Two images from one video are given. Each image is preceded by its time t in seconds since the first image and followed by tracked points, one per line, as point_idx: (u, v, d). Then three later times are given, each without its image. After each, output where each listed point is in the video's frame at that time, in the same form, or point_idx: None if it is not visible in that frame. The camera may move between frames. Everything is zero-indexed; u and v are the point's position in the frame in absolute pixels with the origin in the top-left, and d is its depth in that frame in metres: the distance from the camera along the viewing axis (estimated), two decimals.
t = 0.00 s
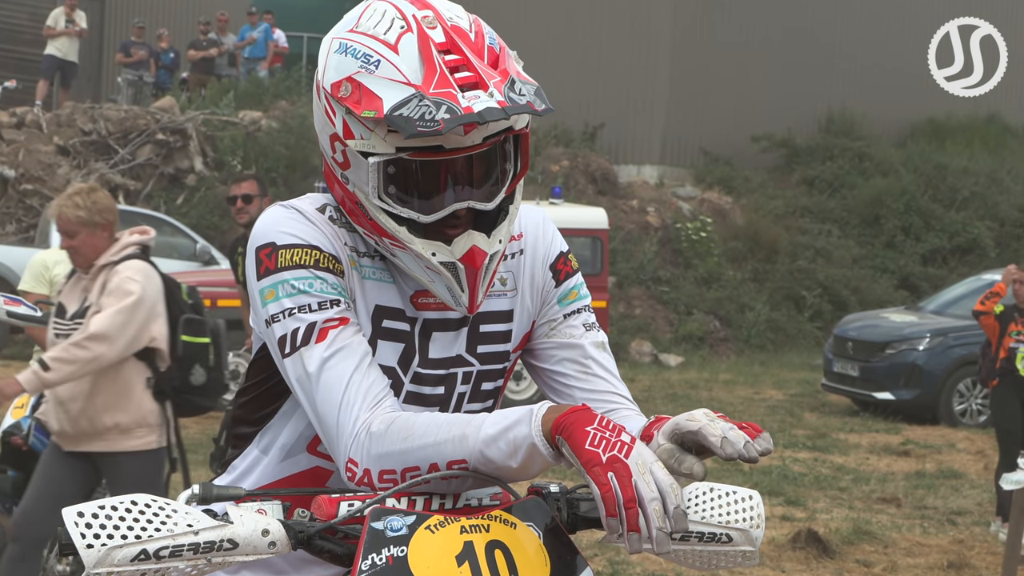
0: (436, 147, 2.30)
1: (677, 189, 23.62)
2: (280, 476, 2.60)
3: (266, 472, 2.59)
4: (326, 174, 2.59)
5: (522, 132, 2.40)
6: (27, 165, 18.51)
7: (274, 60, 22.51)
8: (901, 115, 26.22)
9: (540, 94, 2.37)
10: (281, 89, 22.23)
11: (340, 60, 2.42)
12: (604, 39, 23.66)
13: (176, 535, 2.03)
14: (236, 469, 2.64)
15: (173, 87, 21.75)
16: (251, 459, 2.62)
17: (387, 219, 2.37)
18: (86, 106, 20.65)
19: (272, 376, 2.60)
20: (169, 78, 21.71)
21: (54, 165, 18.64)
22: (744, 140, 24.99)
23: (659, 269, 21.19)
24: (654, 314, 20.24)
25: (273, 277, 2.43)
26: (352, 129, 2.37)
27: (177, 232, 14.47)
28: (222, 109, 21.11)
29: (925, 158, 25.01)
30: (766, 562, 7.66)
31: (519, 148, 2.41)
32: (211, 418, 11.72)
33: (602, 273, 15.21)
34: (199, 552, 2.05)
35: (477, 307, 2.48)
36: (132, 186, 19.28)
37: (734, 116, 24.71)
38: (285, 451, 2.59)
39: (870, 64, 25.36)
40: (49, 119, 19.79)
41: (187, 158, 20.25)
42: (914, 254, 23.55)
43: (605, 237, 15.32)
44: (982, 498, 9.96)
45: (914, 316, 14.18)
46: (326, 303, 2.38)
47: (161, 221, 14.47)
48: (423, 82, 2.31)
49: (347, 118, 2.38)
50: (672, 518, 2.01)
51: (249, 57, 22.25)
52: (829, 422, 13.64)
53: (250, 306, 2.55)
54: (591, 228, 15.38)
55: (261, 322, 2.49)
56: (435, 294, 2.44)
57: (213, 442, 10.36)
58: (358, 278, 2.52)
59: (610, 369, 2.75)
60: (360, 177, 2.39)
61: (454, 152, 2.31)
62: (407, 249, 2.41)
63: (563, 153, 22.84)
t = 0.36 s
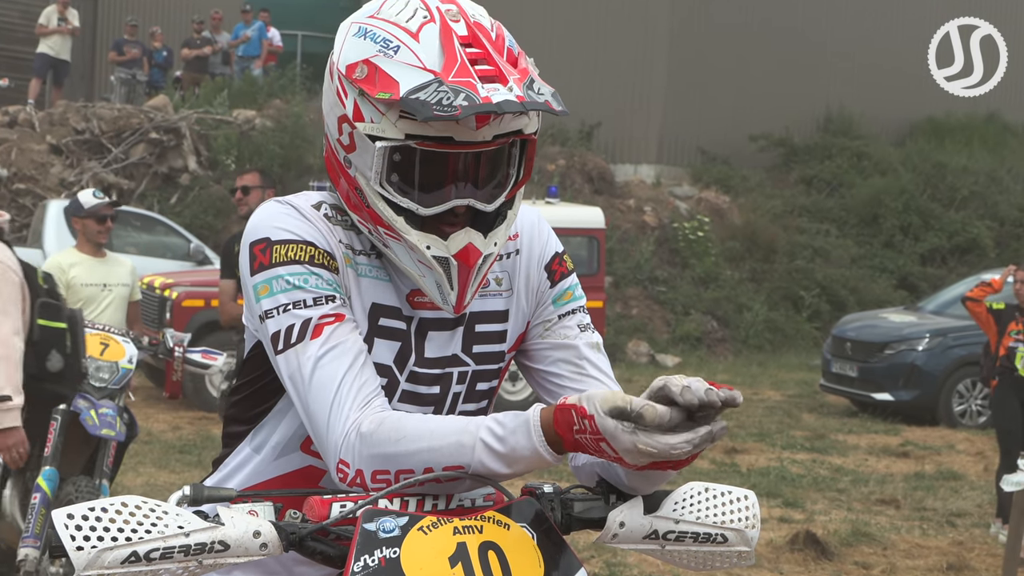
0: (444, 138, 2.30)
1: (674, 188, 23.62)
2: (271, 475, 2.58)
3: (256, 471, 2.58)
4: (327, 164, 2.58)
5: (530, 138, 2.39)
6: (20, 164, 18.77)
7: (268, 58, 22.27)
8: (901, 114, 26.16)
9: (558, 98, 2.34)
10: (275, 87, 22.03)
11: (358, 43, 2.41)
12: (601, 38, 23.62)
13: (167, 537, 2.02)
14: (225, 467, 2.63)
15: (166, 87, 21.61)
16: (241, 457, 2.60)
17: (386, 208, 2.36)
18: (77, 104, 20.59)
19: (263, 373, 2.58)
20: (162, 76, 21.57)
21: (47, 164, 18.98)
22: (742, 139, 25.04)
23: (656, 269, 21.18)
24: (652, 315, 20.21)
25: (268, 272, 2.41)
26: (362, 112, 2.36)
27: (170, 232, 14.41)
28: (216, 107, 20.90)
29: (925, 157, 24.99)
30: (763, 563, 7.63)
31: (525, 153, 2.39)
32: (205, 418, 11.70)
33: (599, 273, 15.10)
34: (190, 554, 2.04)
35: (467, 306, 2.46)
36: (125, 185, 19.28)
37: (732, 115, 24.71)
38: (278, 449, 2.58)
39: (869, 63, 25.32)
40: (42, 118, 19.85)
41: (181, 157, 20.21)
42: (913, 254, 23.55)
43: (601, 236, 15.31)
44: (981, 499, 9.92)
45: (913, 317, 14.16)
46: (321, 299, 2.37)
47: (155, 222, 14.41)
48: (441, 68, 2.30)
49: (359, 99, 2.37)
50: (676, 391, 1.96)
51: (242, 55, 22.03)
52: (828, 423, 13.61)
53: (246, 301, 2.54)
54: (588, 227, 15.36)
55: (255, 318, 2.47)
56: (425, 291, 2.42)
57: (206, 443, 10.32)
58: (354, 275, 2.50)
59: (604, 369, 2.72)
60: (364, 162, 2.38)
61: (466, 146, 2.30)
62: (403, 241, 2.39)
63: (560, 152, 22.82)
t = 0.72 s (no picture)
0: (425, 149, 2.26)
1: (673, 187, 23.64)
2: (270, 477, 2.57)
3: (254, 473, 2.56)
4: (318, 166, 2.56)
5: (513, 135, 2.35)
6: (16, 164, 18.58)
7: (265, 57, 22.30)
8: (902, 112, 26.13)
9: (530, 98, 2.33)
10: (273, 86, 21.98)
11: (331, 56, 2.39)
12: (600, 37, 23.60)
13: (163, 538, 2.00)
14: (225, 469, 2.61)
15: (163, 86, 21.58)
16: (240, 459, 2.59)
17: (375, 220, 2.34)
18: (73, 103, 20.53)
19: (262, 373, 2.56)
20: (159, 76, 21.53)
21: (43, 164, 18.72)
22: (742, 137, 25.03)
23: (656, 268, 21.16)
24: (651, 314, 20.19)
25: (264, 273, 2.39)
26: (341, 128, 2.34)
27: (167, 232, 14.39)
28: (211, 106, 20.94)
29: (926, 155, 24.96)
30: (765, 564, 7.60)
31: (511, 150, 2.36)
32: (202, 420, 11.67)
33: (599, 272, 15.08)
34: (187, 555, 2.02)
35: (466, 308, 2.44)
36: (121, 185, 19.21)
37: (732, 114, 24.72)
38: (276, 451, 2.56)
39: (868, 61, 25.31)
40: (37, 118, 19.72)
41: (178, 156, 20.12)
42: (915, 253, 23.50)
43: (601, 235, 15.28)
44: (985, 500, 9.90)
45: (915, 316, 14.14)
46: (318, 299, 2.35)
47: (151, 222, 14.38)
48: (412, 83, 2.28)
49: (336, 116, 2.35)
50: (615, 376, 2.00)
51: (240, 54, 22.07)
52: (829, 423, 13.59)
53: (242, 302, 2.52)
54: (588, 227, 15.33)
55: (252, 319, 2.46)
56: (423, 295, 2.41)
57: (203, 445, 10.28)
58: (351, 274, 2.49)
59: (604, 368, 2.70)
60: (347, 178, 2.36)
61: (444, 156, 2.26)
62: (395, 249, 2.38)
63: (559, 151, 22.78)
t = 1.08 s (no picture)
0: (403, 146, 2.26)
1: (674, 187, 23.64)
2: (269, 479, 2.55)
3: (254, 476, 2.54)
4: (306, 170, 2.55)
5: (498, 127, 2.35)
6: (11, 163, 18.68)
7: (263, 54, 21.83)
8: (905, 112, 26.12)
9: (505, 88, 2.32)
10: (270, 84, 21.85)
11: (305, 60, 2.38)
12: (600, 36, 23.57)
13: (162, 540, 1.98)
14: (224, 473, 2.58)
15: (159, 84, 21.48)
16: (240, 463, 2.56)
17: (363, 221, 2.32)
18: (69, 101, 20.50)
19: (261, 376, 2.54)
20: (156, 73, 21.41)
21: (38, 162, 18.80)
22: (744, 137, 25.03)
23: (656, 269, 21.15)
24: (652, 315, 20.17)
25: (259, 278, 2.37)
26: (321, 131, 2.33)
27: (163, 232, 14.37)
28: (210, 105, 20.95)
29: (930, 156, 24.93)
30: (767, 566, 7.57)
31: (496, 143, 2.37)
32: (198, 421, 11.66)
33: (599, 272, 15.08)
34: (186, 558, 2.00)
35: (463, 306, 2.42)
36: (118, 184, 19.16)
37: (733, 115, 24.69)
38: (274, 454, 2.54)
39: (871, 61, 25.28)
40: (32, 116, 19.61)
41: (174, 156, 20.14)
42: (919, 253, 23.44)
43: (601, 235, 15.25)
44: (988, 503, 9.86)
45: (919, 317, 14.10)
46: (313, 303, 2.33)
47: (147, 221, 14.36)
48: (384, 82, 2.27)
49: (315, 119, 2.34)
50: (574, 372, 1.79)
51: (236, 51, 21.65)
52: (831, 425, 13.57)
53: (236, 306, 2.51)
54: (588, 227, 15.32)
55: (247, 324, 2.44)
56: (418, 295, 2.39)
57: (199, 446, 10.26)
58: (346, 277, 2.47)
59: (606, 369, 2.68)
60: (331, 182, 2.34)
61: (422, 152, 2.26)
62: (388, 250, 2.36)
63: (558, 150, 22.73)
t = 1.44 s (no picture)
0: (426, 128, 2.25)
1: (678, 188, 23.66)
2: (268, 484, 2.53)
3: (253, 480, 2.52)
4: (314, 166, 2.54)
5: (513, 117, 2.34)
6: (7, 164, 18.65)
7: (262, 53, 22.13)
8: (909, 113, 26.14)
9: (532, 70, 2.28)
10: (269, 84, 22.00)
11: (325, 44, 2.36)
12: (601, 37, 23.58)
13: (159, 545, 1.96)
14: (222, 478, 2.56)
15: (158, 84, 21.47)
16: (238, 468, 2.54)
17: (375, 206, 2.31)
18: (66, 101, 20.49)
19: (259, 381, 2.52)
20: (153, 73, 21.45)
21: (36, 163, 18.79)
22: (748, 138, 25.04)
23: (659, 270, 21.14)
24: (654, 317, 20.15)
25: (258, 282, 2.36)
26: (340, 113, 2.31)
27: (161, 234, 14.33)
28: (207, 105, 20.83)
29: (935, 156, 24.91)
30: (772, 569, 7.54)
31: (511, 135, 2.36)
32: (197, 424, 11.64)
33: (601, 275, 15.11)
34: (183, 564, 1.98)
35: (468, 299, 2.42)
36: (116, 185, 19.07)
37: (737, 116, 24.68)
38: (273, 458, 2.52)
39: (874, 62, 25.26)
40: (29, 116, 19.50)
41: (172, 156, 19.97)
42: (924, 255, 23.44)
43: (603, 237, 15.22)
44: (995, 507, 9.82)
45: (924, 320, 14.07)
46: (312, 307, 2.31)
47: (145, 223, 14.30)
48: (414, 59, 2.24)
49: (334, 100, 2.32)
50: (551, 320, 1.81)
51: (237, 51, 21.84)
52: (836, 429, 13.55)
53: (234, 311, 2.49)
54: (590, 228, 15.29)
55: (245, 329, 2.42)
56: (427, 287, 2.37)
57: (199, 450, 10.25)
58: (346, 279, 2.46)
59: (606, 372, 2.68)
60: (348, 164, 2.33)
61: (448, 133, 2.26)
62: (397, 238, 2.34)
63: (560, 151, 22.71)
